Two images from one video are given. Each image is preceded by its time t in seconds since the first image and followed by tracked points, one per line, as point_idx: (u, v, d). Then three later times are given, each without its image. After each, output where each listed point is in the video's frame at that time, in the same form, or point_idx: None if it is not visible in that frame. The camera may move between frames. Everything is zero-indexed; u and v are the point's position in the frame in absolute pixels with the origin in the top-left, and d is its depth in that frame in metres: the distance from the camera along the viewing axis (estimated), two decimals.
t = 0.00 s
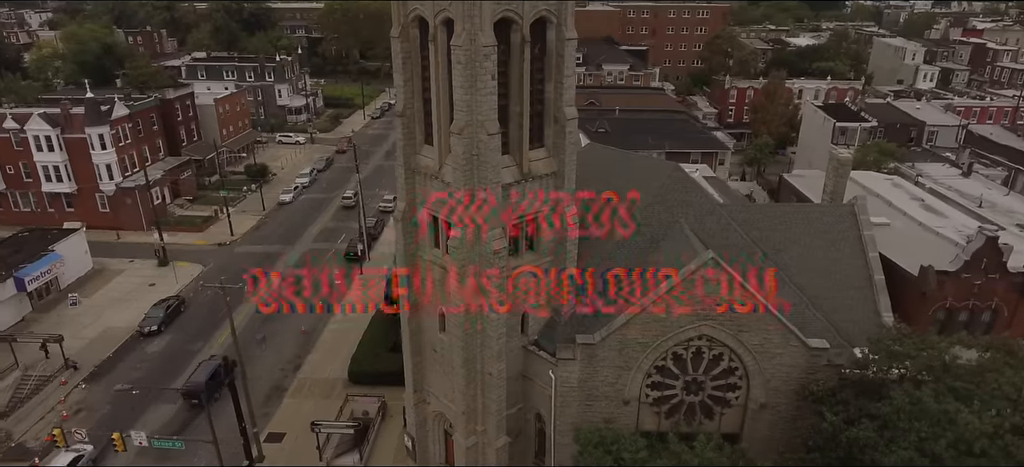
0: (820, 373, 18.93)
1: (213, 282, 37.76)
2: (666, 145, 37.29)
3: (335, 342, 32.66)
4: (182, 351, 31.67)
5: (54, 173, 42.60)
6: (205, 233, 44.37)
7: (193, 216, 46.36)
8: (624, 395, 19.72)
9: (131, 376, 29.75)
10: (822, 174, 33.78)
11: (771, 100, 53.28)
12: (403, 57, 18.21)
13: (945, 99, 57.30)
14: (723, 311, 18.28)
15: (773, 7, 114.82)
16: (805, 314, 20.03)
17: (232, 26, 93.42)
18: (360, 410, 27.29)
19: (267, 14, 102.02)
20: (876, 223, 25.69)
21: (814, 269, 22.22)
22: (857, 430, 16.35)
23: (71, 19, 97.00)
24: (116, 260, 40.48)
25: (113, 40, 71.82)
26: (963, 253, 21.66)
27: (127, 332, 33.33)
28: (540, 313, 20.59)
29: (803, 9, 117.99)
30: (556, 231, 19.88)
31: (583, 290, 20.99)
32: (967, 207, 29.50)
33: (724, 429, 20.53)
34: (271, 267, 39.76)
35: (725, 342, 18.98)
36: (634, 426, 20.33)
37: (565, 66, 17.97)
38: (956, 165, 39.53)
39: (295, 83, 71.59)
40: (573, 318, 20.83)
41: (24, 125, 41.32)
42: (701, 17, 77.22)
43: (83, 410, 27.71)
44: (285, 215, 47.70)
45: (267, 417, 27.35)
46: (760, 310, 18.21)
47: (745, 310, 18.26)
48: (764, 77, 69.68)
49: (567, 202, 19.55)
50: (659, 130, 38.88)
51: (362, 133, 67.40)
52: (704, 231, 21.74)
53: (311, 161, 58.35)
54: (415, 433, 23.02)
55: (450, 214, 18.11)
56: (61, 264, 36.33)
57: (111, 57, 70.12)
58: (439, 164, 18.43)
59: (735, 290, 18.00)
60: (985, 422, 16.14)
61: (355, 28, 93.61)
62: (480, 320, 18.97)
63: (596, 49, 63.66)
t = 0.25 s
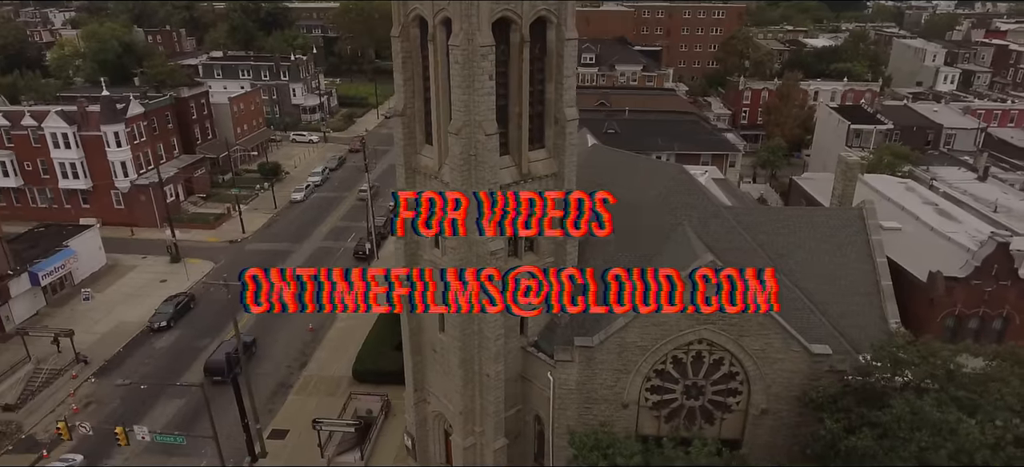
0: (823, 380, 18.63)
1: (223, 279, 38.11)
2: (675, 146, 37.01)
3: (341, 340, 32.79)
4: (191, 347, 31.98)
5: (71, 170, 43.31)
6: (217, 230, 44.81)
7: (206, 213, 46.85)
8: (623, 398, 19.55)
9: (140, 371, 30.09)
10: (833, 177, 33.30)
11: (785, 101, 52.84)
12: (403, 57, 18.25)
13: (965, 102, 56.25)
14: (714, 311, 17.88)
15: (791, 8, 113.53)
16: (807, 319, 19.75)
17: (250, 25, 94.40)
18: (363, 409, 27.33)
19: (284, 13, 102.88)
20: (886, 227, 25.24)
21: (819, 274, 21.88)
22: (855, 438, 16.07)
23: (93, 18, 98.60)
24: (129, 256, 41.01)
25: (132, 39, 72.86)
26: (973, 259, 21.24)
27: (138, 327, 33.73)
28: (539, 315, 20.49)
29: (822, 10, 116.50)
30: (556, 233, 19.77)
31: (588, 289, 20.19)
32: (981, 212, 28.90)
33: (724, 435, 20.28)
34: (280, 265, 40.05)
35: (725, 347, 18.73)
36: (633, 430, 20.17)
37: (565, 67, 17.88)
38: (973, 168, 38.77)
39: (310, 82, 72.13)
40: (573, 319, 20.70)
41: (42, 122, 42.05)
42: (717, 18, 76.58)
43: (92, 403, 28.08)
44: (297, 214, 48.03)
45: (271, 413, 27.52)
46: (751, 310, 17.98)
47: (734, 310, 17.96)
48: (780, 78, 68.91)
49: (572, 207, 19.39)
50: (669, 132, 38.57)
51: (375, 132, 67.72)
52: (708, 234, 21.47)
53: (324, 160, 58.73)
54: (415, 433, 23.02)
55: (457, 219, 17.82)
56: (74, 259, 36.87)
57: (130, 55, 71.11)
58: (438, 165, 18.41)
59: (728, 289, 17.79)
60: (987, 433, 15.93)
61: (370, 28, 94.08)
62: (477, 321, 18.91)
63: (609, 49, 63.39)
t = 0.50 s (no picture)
0: (830, 388, 18.26)
1: (239, 275, 38.60)
2: (690, 148, 36.65)
3: (352, 337, 32.98)
4: (204, 341, 32.41)
5: (94, 166, 44.21)
6: (235, 227, 45.40)
7: (224, 209, 47.50)
8: (626, 402, 19.35)
9: (154, 364, 30.55)
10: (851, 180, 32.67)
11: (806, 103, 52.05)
12: (409, 56, 18.28)
13: (992, 105, 54.87)
14: (724, 311, 17.53)
15: (817, 9, 111.77)
16: (815, 326, 19.39)
17: (273, 25, 95.58)
18: (370, 407, 27.45)
19: (307, 13, 103.92)
20: (903, 233, 24.70)
21: (831, 279, 21.46)
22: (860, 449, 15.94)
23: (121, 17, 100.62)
24: (148, 251, 41.71)
25: (157, 38, 74.14)
26: (991, 268, 20.78)
27: (154, 321, 34.29)
28: (543, 317, 20.37)
29: (848, 11, 114.49)
30: (560, 234, 19.65)
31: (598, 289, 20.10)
32: (1004, 218, 28.15)
33: (730, 441, 19.99)
34: (295, 262, 40.43)
35: (730, 352, 18.44)
36: (637, 434, 19.98)
37: (570, 67, 17.76)
38: (998, 174, 37.80)
39: (330, 81, 72.83)
40: (578, 322, 20.55)
41: (66, 119, 42.96)
42: (738, 19, 75.73)
43: (107, 395, 28.58)
44: (313, 211, 48.48)
45: (280, 409, 27.77)
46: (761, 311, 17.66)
47: (745, 310, 17.66)
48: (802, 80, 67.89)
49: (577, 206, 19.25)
50: (684, 133, 38.21)
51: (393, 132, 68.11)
52: (716, 237, 21.19)
53: (341, 158, 59.24)
54: (419, 432, 23.06)
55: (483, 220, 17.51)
56: (95, 254, 37.59)
57: (155, 54, 72.35)
58: (442, 164, 18.40)
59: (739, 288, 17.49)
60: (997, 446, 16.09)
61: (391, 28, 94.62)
62: (479, 322, 18.85)
63: (628, 50, 63.00)
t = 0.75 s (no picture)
0: (839, 397, 17.87)
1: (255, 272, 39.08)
2: (707, 151, 36.25)
3: (364, 335, 33.14)
4: (219, 337, 32.84)
5: (118, 162, 45.11)
6: (253, 224, 45.99)
7: (244, 207, 48.13)
8: (630, 407, 19.14)
9: (170, 358, 31.01)
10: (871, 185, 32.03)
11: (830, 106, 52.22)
12: (416, 56, 18.32)
13: None
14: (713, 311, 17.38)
15: (845, 11, 109.87)
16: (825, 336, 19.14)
17: (297, 25, 96.76)
18: (379, 405, 27.55)
19: (331, 13, 104.92)
20: (922, 239, 24.16)
21: (844, 287, 21.00)
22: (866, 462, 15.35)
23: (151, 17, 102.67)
24: (168, 247, 42.44)
25: (184, 37, 75.46)
26: (1010, 278, 20.46)
27: (172, 316, 34.87)
28: (549, 319, 20.26)
29: (878, 13, 112.36)
30: (566, 237, 19.51)
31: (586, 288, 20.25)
32: None
33: (736, 450, 19.66)
34: (311, 259, 40.84)
35: (736, 359, 18.17)
36: (641, 440, 19.73)
37: (577, 68, 17.62)
38: None
39: (352, 81, 73.50)
40: (584, 325, 20.40)
41: (92, 116, 43.90)
42: (762, 20, 74.81)
43: (123, 388, 29.10)
44: (330, 210, 48.90)
45: (290, 405, 28.01)
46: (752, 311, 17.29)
47: (734, 310, 17.31)
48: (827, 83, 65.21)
49: (579, 207, 19.12)
50: (701, 136, 37.76)
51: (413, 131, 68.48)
52: (726, 242, 20.86)
53: (360, 158, 59.68)
54: (424, 432, 23.05)
55: (465, 219, 17.72)
56: (116, 249, 38.34)
57: (182, 52, 73.65)
58: (448, 165, 18.38)
59: (727, 288, 17.19)
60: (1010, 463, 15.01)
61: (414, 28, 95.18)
62: (483, 323, 18.83)
63: (649, 51, 62.50)
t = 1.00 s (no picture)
0: (846, 407, 17.47)
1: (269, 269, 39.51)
2: (722, 154, 35.84)
3: (374, 333, 33.29)
4: (232, 333, 33.24)
5: (139, 159, 45.90)
6: (270, 222, 46.48)
7: (261, 205, 48.67)
8: (632, 412, 18.93)
9: (183, 353, 31.46)
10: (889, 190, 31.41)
11: (851, 108, 51.85)
12: (421, 57, 18.31)
13: None
14: (711, 311, 17.13)
15: (872, 12, 107.93)
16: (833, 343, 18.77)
17: (319, 25, 97.77)
18: (385, 404, 27.64)
19: (352, 13, 105.80)
20: (938, 247, 23.58)
21: (855, 294, 20.56)
22: None
23: (177, 16, 104.49)
24: (185, 244, 43.07)
25: (208, 37, 76.55)
26: None
27: (186, 311, 35.38)
28: (552, 322, 20.13)
29: (906, 14, 110.23)
30: (570, 239, 19.38)
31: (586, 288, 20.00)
32: None
33: (740, 457, 19.33)
34: (324, 257, 41.17)
35: (740, 365, 17.88)
36: (643, 446, 19.50)
37: (581, 69, 17.49)
38: None
39: (371, 80, 74.04)
40: (587, 328, 20.27)
41: (114, 114, 44.74)
42: (785, 21, 74.02)
43: (136, 381, 29.58)
44: (346, 208, 49.27)
45: (299, 403, 28.24)
46: (751, 310, 17.00)
47: (733, 309, 17.06)
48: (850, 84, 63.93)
49: (579, 208, 18.98)
50: (715, 137, 37.37)
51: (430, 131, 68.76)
52: (733, 246, 20.55)
53: (377, 157, 60.06)
54: (428, 432, 23.05)
55: (465, 219, 17.78)
56: (134, 245, 39.00)
57: (205, 52, 74.75)
58: (451, 165, 18.36)
59: (727, 288, 16.90)
60: None
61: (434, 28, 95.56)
62: (484, 324, 18.79)
63: (667, 52, 62.02)
